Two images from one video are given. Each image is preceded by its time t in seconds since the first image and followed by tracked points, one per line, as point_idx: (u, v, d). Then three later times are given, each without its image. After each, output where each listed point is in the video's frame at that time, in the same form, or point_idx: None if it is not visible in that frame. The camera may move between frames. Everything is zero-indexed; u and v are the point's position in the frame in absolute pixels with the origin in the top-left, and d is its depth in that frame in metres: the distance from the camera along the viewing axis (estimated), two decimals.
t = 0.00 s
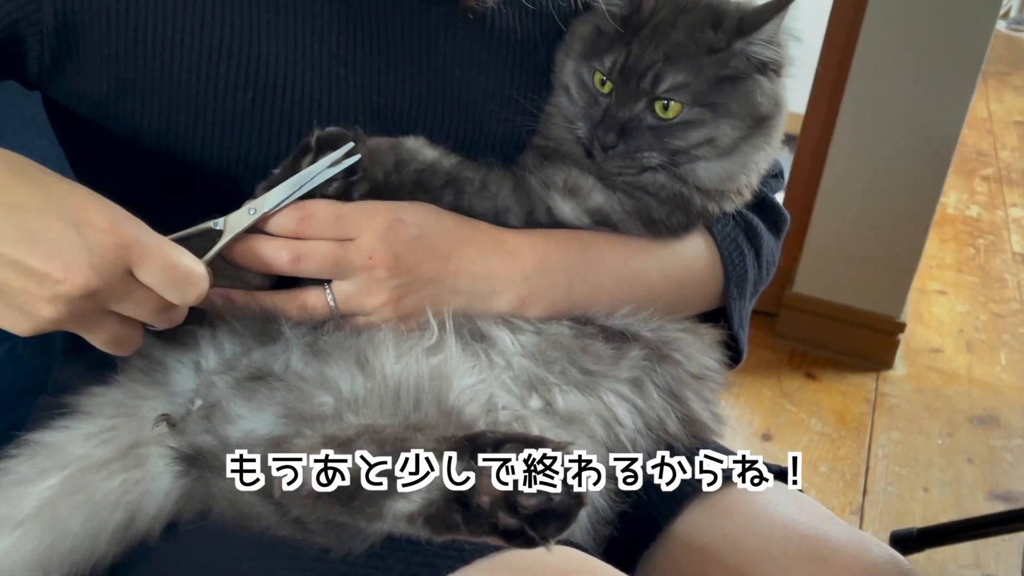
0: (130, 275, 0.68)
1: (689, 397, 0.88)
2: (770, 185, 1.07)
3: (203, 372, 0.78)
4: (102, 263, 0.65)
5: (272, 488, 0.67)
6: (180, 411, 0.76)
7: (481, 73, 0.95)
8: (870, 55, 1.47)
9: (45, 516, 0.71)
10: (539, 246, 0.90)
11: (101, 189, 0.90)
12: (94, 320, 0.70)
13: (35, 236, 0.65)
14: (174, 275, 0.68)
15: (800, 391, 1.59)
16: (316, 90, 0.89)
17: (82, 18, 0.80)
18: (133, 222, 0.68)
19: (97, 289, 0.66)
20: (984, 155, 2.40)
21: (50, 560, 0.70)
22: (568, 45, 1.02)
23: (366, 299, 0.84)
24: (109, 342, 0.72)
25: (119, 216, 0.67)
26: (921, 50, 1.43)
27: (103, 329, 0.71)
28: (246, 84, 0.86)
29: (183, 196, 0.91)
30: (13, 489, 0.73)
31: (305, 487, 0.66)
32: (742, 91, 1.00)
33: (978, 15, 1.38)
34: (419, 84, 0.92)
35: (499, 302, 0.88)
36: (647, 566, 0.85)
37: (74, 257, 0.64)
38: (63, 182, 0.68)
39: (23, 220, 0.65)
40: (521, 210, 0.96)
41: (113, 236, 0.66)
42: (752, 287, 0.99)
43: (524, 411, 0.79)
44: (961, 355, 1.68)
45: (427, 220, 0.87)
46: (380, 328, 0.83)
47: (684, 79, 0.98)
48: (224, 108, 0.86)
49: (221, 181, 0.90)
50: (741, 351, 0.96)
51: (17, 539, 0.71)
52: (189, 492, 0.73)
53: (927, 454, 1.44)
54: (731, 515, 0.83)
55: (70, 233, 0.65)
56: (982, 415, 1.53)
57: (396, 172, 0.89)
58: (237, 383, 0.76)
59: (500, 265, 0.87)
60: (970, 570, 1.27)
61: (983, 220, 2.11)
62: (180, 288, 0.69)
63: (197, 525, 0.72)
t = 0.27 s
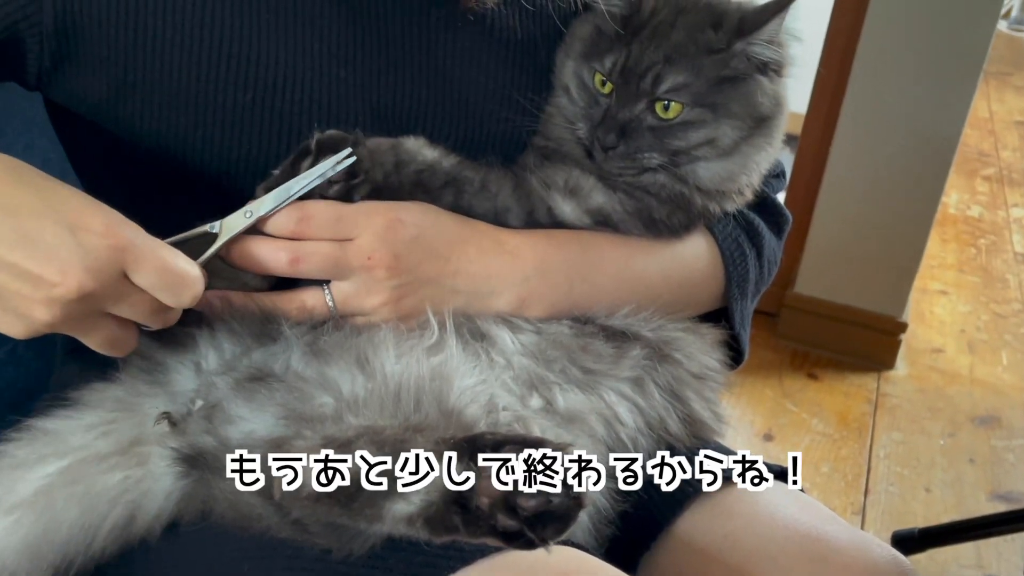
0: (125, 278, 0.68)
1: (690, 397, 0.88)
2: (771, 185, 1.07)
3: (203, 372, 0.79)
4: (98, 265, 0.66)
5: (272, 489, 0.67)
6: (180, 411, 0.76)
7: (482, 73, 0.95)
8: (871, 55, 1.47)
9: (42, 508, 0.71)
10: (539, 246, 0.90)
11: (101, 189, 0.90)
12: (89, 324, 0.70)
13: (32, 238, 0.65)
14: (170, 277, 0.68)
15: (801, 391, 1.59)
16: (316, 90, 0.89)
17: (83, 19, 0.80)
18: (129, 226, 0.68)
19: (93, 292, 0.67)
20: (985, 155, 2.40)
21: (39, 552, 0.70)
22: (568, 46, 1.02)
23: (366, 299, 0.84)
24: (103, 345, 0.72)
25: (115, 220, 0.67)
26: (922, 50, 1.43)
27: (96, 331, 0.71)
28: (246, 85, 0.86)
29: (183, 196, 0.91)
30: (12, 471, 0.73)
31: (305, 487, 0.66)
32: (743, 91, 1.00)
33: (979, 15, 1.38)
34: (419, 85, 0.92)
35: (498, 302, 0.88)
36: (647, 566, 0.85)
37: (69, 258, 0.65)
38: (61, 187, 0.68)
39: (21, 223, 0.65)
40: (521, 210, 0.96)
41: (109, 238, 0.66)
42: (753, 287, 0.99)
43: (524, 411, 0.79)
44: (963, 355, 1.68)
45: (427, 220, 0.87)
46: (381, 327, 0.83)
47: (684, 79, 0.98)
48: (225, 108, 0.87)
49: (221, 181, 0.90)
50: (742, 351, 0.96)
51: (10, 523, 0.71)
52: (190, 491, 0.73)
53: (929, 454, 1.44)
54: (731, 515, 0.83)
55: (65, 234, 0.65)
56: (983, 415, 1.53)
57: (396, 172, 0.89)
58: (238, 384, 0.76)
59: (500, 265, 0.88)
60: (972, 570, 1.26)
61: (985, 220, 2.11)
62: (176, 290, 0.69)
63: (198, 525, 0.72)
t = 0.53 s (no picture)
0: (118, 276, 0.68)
1: (690, 396, 0.88)
2: (771, 185, 1.07)
3: (202, 372, 0.79)
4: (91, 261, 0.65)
5: (272, 489, 0.67)
6: (181, 410, 0.76)
7: (481, 73, 0.95)
8: (871, 55, 1.47)
9: (39, 492, 0.72)
10: (539, 245, 0.90)
11: (99, 188, 0.90)
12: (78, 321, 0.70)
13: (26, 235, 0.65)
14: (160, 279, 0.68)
15: (803, 391, 1.59)
16: (315, 90, 0.89)
17: (82, 20, 0.80)
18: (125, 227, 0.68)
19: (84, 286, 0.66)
20: (987, 155, 2.40)
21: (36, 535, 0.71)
22: (567, 46, 1.02)
23: (366, 299, 0.84)
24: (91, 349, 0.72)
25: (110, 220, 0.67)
26: (923, 51, 1.43)
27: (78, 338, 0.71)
28: (246, 85, 0.87)
29: (183, 196, 0.92)
30: (16, 440, 0.74)
31: (305, 486, 0.66)
32: (743, 89, 1.00)
33: (980, 14, 1.38)
34: (417, 85, 0.92)
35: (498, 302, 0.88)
36: (647, 566, 0.85)
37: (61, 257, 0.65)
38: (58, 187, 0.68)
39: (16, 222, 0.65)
40: (520, 210, 0.96)
41: (102, 237, 0.66)
42: (754, 287, 0.98)
43: (523, 411, 0.79)
44: (964, 356, 1.67)
45: (427, 220, 0.87)
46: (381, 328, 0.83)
47: (684, 79, 0.98)
48: (224, 109, 0.87)
49: (222, 181, 0.90)
50: (743, 350, 0.96)
51: (11, 490, 0.72)
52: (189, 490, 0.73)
53: (931, 454, 1.44)
54: (732, 516, 0.83)
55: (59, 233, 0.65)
56: (985, 416, 1.53)
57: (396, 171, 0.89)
58: (238, 384, 0.77)
59: (500, 265, 0.88)
60: (973, 571, 1.26)
61: (986, 220, 2.10)
62: (167, 293, 0.68)
63: (197, 524, 0.72)
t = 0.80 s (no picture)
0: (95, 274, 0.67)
1: (692, 396, 0.88)
2: (774, 186, 1.06)
3: (205, 372, 0.79)
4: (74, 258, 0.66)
5: (275, 491, 0.67)
6: (183, 413, 0.76)
7: (481, 73, 0.95)
8: (873, 55, 1.46)
9: (40, 497, 0.72)
10: (540, 246, 0.90)
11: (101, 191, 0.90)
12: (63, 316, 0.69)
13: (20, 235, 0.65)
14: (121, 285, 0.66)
15: (805, 392, 1.59)
16: (316, 92, 0.89)
17: (82, 21, 0.80)
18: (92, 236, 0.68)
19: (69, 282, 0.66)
20: (988, 156, 2.40)
21: (41, 537, 0.72)
22: (568, 46, 1.02)
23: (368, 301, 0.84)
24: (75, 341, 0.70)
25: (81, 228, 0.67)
26: (926, 50, 1.43)
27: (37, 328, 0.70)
28: (247, 86, 0.86)
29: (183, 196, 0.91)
30: (19, 445, 0.74)
31: (305, 486, 0.66)
32: (745, 89, 0.99)
33: (983, 14, 1.37)
34: (417, 85, 0.92)
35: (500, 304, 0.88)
36: (648, 567, 0.85)
37: (4, 266, 0.62)
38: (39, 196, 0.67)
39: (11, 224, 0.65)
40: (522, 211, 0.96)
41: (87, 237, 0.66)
42: (756, 289, 0.98)
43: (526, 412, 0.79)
44: (965, 356, 1.67)
45: (428, 222, 0.87)
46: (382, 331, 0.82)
47: (685, 79, 0.97)
48: (225, 110, 0.87)
49: (223, 182, 0.90)
50: (745, 351, 0.96)
51: (12, 496, 0.72)
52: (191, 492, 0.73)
53: (932, 455, 1.44)
54: (734, 516, 0.83)
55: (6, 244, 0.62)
56: (986, 416, 1.52)
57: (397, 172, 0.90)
58: (240, 386, 0.76)
59: (502, 266, 0.87)
60: (975, 572, 1.26)
61: (988, 220, 2.10)
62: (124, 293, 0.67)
63: (199, 526, 0.72)
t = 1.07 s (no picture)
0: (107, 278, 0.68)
1: (689, 390, 0.87)
2: (773, 185, 1.06)
3: (207, 371, 0.80)
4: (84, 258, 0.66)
5: (275, 490, 0.68)
6: (183, 413, 0.76)
7: (479, 73, 0.95)
8: (872, 55, 1.47)
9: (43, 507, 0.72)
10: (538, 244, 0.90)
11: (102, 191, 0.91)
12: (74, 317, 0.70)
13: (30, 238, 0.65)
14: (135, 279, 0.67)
15: (806, 392, 1.59)
16: (314, 93, 0.89)
17: (80, 18, 0.80)
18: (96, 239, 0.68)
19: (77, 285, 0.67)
20: (989, 156, 2.40)
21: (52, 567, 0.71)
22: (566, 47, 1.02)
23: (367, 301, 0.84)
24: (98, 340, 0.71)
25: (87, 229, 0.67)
26: (926, 50, 1.43)
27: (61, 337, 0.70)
28: (244, 87, 0.87)
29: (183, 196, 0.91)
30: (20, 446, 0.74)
31: (305, 486, 0.67)
32: (740, 92, 1.00)
33: (982, 14, 1.37)
34: (414, 86, 0.93)
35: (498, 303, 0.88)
36: (647, 566, 0.85)
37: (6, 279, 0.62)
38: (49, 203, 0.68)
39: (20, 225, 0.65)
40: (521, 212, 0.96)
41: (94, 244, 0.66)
42: (754, 287, 0.97)
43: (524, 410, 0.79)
44: (966, 356, 1.67)
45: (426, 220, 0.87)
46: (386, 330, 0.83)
47: (680, 81, 0.99)
48: (217, 108, 0.87)
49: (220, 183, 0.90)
50: (743, 351, 0.96)
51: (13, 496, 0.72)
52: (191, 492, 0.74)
53: (932, 455, 1.44)
54: (734, 518, 0.83)
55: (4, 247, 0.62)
56: (987, 416, 1.52)
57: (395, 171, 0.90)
58: (241, 385, 0.77)
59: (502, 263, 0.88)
60: (976, 572, 1.26)
61: (989, 220, 2.10)
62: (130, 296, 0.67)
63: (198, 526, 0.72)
